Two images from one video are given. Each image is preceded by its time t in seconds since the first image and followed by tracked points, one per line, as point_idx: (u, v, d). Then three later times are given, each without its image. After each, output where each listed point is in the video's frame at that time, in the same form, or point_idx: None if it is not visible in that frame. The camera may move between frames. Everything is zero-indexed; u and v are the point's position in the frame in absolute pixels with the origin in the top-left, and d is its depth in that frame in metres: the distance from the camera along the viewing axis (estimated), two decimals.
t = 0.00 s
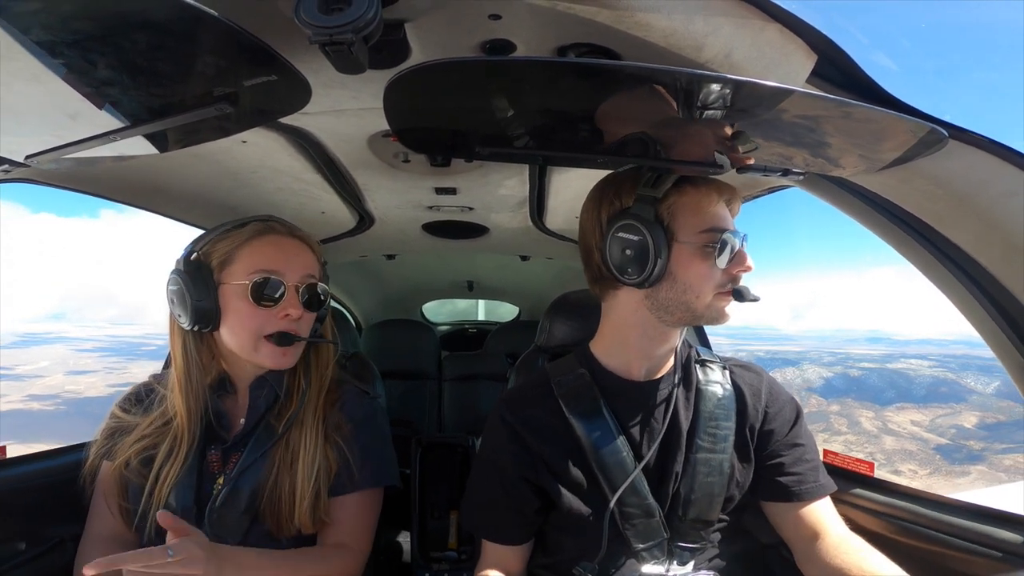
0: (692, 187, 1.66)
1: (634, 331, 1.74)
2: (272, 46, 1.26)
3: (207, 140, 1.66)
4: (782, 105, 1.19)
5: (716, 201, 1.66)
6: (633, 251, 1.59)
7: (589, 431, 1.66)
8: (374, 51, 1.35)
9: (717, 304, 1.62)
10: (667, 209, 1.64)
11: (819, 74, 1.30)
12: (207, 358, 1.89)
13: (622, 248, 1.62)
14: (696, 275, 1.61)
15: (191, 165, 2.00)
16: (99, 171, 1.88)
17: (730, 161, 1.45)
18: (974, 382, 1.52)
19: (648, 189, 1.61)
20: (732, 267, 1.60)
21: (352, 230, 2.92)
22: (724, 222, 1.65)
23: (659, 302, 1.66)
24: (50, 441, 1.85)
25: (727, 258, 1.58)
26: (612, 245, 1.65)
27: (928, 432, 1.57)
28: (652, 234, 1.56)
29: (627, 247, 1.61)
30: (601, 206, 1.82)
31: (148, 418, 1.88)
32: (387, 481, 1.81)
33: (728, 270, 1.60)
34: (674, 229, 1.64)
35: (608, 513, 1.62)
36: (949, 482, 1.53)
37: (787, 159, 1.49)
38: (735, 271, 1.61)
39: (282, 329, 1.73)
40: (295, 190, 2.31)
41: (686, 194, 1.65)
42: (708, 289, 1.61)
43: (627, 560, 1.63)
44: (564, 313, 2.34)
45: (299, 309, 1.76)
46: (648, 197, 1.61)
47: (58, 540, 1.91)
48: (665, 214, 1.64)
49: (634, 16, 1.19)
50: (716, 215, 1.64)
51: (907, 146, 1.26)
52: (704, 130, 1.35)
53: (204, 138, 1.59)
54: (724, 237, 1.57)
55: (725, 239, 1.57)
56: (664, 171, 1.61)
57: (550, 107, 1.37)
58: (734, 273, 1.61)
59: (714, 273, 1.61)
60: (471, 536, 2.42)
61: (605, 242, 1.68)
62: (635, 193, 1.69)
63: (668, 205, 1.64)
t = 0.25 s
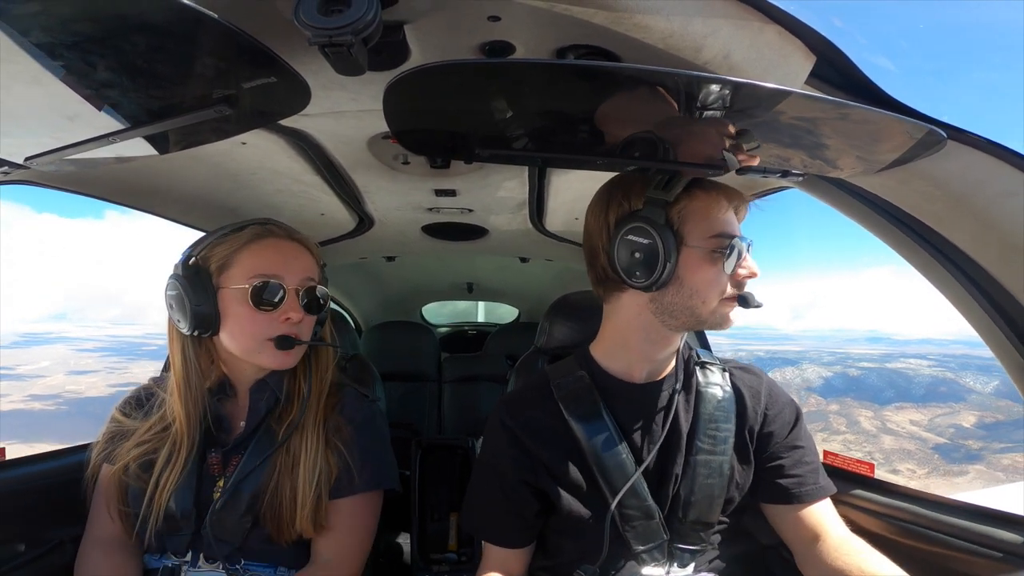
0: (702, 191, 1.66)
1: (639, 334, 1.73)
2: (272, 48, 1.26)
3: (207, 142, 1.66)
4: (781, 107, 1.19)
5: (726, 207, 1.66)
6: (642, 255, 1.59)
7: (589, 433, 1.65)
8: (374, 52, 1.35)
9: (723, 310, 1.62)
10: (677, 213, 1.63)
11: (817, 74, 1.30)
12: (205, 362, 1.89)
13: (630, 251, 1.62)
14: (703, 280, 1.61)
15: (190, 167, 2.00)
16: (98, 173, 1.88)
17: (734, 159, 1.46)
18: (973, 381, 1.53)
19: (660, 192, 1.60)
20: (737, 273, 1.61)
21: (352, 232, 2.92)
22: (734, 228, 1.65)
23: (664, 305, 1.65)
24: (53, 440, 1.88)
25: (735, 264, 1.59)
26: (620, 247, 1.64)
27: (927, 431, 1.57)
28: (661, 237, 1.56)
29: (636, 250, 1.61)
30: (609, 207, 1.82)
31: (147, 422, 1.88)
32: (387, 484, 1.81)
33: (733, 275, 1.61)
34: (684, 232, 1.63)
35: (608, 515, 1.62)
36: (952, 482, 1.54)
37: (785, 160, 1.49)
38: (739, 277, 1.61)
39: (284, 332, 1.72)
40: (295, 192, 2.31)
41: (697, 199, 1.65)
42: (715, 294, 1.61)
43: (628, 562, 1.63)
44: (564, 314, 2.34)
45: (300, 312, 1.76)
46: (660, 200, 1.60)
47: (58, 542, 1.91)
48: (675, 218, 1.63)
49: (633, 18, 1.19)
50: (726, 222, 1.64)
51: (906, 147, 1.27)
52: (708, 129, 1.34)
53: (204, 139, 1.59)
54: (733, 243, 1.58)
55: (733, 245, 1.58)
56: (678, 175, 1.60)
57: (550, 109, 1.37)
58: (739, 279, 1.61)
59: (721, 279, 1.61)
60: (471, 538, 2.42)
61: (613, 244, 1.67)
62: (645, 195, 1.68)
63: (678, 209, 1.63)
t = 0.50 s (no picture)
0: (696, 190, 1.66)
1: (634, 335, 1.73)
2: (271, 46, 1.25)
3: (206, 140, 1.66)
4: (781, 105, 1.19)
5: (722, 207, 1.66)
6: (638, 256, 1.58)
7: (586, 431, 1.66)
8: (373, 50, 1.35)
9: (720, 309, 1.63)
10: (672, 213, 1.63)
11: (817, 72, 1.30)
12: (201, 359, 1.89)
13: (626, 252, 1.61)
14: (700, 279, 1.61)
15: (190, 165, 2.00)
16: (97, 171, 1.87)
17: (733, 156, 1.44)
18: (972, 380, 1.53)
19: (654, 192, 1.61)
20: (733, 273, 1.61)
21: (352, 229, 2.92)
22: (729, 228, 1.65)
23: (661, 305, 1.66)
24: (53, 440, 1.82)
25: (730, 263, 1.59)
26: (615, 248, 1.64)
27: (926, 431, 1.57)
28: (657, 238, 1.56)
29: (631, 251, 1.60)
30: (604, 207, 1.82)
31: (145, 420, 1.89)
32: (386, 481, 1.81)
33: (731, 274, 1.61)
34: (679, 232, 1.63)
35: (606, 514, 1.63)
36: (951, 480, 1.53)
37: (785, 157, 1.49)
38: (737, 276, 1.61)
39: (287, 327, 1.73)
40: (294, 189, 2.31)
41: (692, 197, 1.65)
42: (711, 294, 1.61)
43: (627, 560, 1.63)
44: (564, 312, 2.34)
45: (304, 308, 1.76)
46: (655, 200, 1.60)
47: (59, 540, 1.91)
48: (670, 217, 1.64)
49: (633, 16, 1.19)
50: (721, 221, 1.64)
51: (906, 145, 1.26)
52: (707, 123, 1.33)
53: (203, 137, 1.59)
54: (729, 241, 1.59)
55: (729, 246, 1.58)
56: (671, 174, 1.60)
57: (550, 106, 1.37)
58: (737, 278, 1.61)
59: (718, 278, 1.61)
60: (471, 536, 2.43)
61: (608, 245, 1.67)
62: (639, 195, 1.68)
63: (673, 210, 1.63)
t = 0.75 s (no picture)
0: (689, 182, 1.66)
1: (633, 331, 1.74)
2: (269, 42, 1.25)
3: (203, 137, 1.66)
4: (780, 102, 1.19)
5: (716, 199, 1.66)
6: (631, 250, 1.60)
7: (586, 426, 1.66)
8: (371, 46, 1.35)
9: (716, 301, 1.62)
10: (665, 206, 1.63)
11: (816, 69, 1.29)
12: (196, 350, 1.89)
13: (620, 247, 1.62)
14: (696, 272, 1.61)
15: (187, 162, 1.99)
16: (94, 168, 1.87)
17: (730, 152, 1.45)
18: (970, 380, 1.52)
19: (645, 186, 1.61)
20: (729, 265, 1.60)
21: (350, 226, 2.91)
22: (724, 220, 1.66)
23: (658, 299, 1.66)
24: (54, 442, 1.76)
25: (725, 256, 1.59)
26: (609, 242, 1.65)
27: (925, 430, 1.56)
28: (650, 232, 1.56)
29: (625, 246, 1.61)
30: (598, 201, 1.82)
31: (142, 413, 1.89)
32: (384, 476, 1.81)
33: (726, 266, 1.61)
34: (673, 225, 1.64)
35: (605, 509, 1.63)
36: (949, 476, 1.53)
37: (784, 154, 1.49)
38: (733, 269, 1.61)
39: (285, 318, 1.72)
40: (292, 186, 2.30)
41: (685, 190, 1.65)
42: (706, 286, 1.61)
43: (626, 556, 1.64)
44: (562, 309, 2.34)
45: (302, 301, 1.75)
46: (647, 194, 1.60)
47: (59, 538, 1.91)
48: (663, 211, 1.64)
49: (632, 12, 1.19)
50: (715, 213, 1.64)
51: (905, 140, 1.26)
52: (704, 121, 1.33)
53: (200, 134, 1.59)
54: (723, 235, 1.58)
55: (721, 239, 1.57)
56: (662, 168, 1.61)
57: (549, 103, 1.37)
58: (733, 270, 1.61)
59: (713, 271, 1.61)
60: (469, 533, 2.43)
61: (602, 240, 1.68)
62: (632, 189, 1.69)
63: (666, 203, 1.63)
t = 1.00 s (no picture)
0: (676, 182, 1.66)
1: (626, 332, 1.74)
2: (270, 41, 1.25)
3: (203, 135, 1.65)
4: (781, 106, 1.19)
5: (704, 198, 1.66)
6: (620, 249, 1.59)
7: (581, 428, 1.66)
8: (372, 46, 1.35)
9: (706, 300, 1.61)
10: (652, 205, 1.64)
11: (817, 73, 1.30)
12: (189, 348, 1.89)
13: (609, 246, 1.62)
14: (685, 270, 1.61)
15: (187, 161, 1.99)
16: (94, 166, 1.87)
17: (721, 160, 1.46)
18: (969, 379, 1.52)
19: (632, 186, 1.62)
20: (718, 263, 1.60)
21: (350, 225, 2.91)
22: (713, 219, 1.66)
23: (648, 299, 1.66)
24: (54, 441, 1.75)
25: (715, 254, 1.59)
26: (598, 242, 1.65)
27: (924, 429, 1.57)
28: (637, 231, 1.56)
29: (614, 245, 1.61)
30: (587, 203, 1.83)
31: (135, 411, 1.88)
32: (378, 475, 1.81)
33: (716, 264, 1.60)
34: (661, 225, 1.64)
35: (600, 511, 1.63)
36: (947, 475, 1.53)
37: (784, 157, 1.49)
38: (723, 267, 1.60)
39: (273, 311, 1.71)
40: (292, 185, 2.30)
41: (671, 190, 1.65)
42: (695, 284, 1.61)
43: (621, 557, 1.63)
44: (560, 310, 2.34)
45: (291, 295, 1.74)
46: (633, 193, 1.61)
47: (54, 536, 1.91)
48: (651, 210, 1.65)
49: (634, 15, 1.19)
50: (704, 211, 1.64)
51: (903, 146, 1.26)
52: (704, 124, 1.33)
53: (200, 132, 1.58)
54: (711, 233, 1.58)
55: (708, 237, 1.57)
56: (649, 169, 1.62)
57: (549, 104, 1.36)
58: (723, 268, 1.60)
59: (703, 270, 1.60)
60: (466, 534, 2.44)
61: (591, 241, 1.69)
62: (620, 190, 1.69)
63: (652, 202, 1.64)
